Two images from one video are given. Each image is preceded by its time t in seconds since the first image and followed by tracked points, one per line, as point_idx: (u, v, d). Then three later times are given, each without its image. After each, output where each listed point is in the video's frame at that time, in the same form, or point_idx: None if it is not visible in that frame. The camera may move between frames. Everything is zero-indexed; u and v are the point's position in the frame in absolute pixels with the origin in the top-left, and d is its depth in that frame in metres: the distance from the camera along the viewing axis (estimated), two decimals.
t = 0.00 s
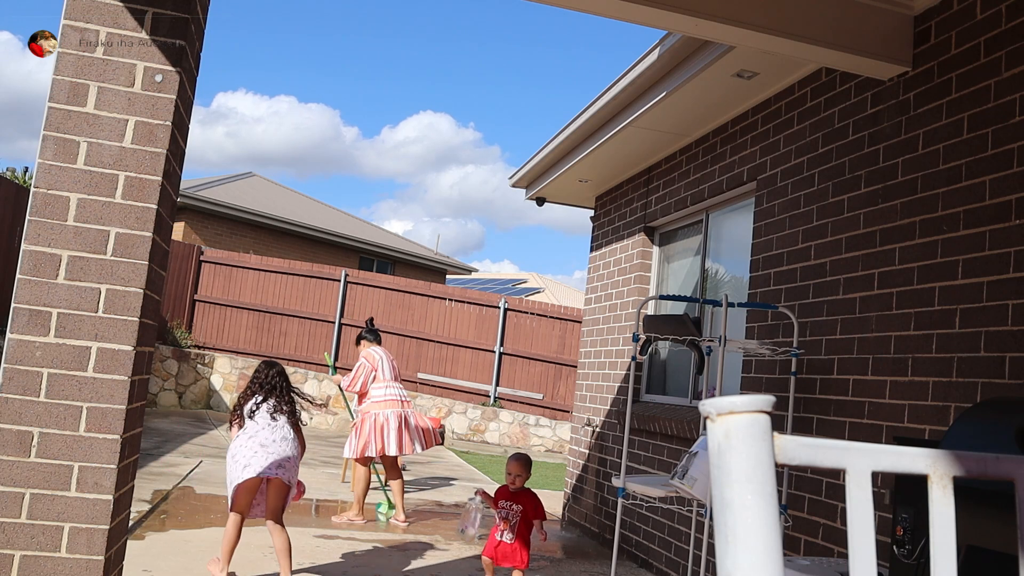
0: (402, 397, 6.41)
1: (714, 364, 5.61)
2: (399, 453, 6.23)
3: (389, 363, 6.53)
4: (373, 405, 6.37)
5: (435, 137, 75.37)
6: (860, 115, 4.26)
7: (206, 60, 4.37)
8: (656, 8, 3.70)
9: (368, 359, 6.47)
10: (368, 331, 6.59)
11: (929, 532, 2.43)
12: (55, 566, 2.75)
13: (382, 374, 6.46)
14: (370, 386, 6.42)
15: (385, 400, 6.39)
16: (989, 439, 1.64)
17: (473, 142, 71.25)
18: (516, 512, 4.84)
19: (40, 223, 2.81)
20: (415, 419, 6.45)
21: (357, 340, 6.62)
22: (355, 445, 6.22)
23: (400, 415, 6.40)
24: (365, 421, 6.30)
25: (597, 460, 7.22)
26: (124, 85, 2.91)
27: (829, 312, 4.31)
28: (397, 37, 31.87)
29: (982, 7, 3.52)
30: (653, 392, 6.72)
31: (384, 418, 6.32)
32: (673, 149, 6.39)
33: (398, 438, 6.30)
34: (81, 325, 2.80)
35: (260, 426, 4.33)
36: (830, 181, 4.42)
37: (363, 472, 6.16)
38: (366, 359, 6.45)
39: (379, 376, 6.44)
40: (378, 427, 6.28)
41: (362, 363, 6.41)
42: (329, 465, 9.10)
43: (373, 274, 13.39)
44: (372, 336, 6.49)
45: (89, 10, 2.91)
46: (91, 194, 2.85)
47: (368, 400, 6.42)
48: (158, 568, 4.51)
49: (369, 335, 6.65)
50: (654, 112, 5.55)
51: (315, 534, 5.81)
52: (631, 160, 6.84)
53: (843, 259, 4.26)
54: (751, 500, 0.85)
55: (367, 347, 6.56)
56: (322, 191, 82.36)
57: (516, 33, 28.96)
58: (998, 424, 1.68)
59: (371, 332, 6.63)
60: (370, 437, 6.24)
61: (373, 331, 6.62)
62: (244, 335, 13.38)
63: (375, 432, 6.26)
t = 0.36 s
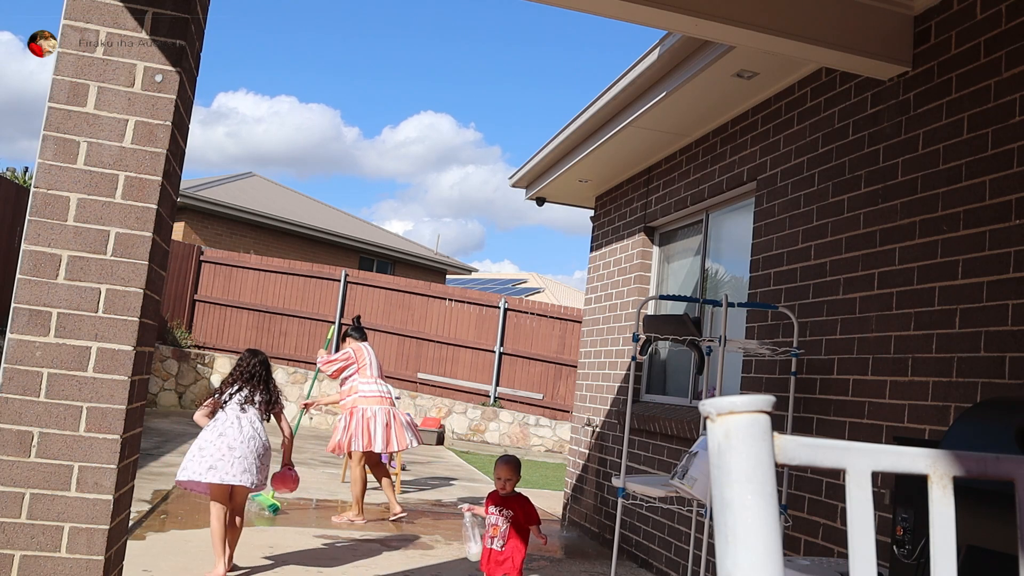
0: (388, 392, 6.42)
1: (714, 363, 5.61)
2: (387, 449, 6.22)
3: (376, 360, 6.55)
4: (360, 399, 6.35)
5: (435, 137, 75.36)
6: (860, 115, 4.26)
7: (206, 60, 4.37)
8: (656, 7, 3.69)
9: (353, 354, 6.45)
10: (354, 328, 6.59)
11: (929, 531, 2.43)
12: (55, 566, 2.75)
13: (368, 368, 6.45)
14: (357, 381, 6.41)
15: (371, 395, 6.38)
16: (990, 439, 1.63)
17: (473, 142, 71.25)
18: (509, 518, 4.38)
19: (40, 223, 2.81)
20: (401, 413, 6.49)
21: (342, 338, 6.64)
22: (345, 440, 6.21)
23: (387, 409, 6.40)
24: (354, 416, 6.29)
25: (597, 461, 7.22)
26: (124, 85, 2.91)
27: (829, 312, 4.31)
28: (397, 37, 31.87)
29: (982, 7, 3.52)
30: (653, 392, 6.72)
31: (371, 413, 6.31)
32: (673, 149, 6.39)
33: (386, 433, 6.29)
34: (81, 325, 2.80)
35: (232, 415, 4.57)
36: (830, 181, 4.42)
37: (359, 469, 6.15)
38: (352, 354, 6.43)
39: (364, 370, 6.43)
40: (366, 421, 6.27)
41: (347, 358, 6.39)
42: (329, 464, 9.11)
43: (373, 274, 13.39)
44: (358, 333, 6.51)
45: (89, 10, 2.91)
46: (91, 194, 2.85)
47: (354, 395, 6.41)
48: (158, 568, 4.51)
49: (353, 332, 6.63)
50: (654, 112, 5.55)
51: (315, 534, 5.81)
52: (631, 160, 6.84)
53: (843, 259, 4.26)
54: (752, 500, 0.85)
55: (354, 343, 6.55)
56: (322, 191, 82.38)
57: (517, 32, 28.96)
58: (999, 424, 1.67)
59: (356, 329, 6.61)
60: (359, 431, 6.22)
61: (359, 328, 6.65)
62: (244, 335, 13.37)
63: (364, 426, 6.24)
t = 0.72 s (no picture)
0: (377, 391, 6.42)
1: (714, 364, 5.61)
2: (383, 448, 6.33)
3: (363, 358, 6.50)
4: (351, 400, 6.36)
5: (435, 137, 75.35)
6: (860, 115, 4.25)
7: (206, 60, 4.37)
8: (655, 8, 3.70)
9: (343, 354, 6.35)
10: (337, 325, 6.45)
11: (929, 532, 2.43)
12: (55, 566, 2.75)
13: (357, 368, 6.42)
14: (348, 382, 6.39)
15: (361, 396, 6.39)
16: (989, 438, 1.64)
17: (473, 142, 71.25)
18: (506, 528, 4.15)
19: (40, 223, 2.81)
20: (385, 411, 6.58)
21: (324, 334, 6.48)
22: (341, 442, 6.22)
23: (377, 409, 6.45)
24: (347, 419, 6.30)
25: (597, 461, 7.22)
26: (124, 85, 2.91)
27: (829, 312, 4.31)
28: (397, 37, 31.87)
29: (982, 7, 3.52)
30: (653, 391, 6.72)
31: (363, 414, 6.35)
32: (673, 150, 6.39)
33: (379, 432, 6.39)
34: (81, 324, 2.80)
35: (224, 413, 4.82)
36: (830, 181, 4.42)
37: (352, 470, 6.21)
38: (343, 355, 6.32)
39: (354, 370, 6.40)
40: (359, 423, 6.32)
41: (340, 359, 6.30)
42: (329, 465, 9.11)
43: (373, 274, 13.40)
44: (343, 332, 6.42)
45: (89, 10, 2.91)
46: (91, 194, 2.85)
47: (343, 395, 6.39)
48: (158, 568, 4.51)
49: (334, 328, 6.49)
50: (654, 112, 5.55)
51: (315, 534, 5.82)
52: (631, 160, 6.84)
53: (843, 259, 4.26)
54: (752, 499, 0.85)
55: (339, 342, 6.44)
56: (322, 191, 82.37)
57: (517, 33, 28.96)
58: (999, 424, 1.68)
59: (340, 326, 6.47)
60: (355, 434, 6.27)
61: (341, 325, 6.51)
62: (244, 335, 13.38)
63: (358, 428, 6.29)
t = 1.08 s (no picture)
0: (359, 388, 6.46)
1: (714, 364, 5.61)
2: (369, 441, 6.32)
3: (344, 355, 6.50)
4: (335, 396, 6.36)
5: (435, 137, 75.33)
6: (860, 115, 4.25)
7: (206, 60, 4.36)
8: (655, 7, 3.69)
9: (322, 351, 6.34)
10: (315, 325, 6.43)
11: (928, 531, 2.43)
12: (55, 566, 2.74)
13: (338, 365, 6.43)
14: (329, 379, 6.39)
15: (343, 392, 6.39)
16: (988, 439, 1.64)
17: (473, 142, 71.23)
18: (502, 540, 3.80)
19: (40, 223, 2.81)
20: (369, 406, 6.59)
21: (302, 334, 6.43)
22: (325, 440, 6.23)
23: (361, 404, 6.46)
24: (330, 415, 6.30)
25: (597, 461, 7.22)
26: (124, 85, 2.91)
27: (829, 312, 4.31)
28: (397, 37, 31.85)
29: (982, 7, 3.52)
30: (653, 392, 6.72)
31: (346, 410, 6.36)
32: (673, 150, 6.39)
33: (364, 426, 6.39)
34: (81, 325, 2.80)
35: (224, 412, 5.14)
36: (830, 181, 4.42)
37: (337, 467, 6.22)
38: (323, 352, 6.32)
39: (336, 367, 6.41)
40: (343, 418, 6.33)
41: (320, 356, 6.29)
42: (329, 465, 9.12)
43: (373, 274, 13.40)
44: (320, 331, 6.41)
45: (88, 10, 2.91)
46: (91, 194, 2.85)
47: (325, 392, 6.39)
48: (158, 568, 4.51)
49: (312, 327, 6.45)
50: (653, 113, 5.55)
51: (315, 534, 5.82)
52: (631, 160, 6.84)
53: (843, 259, 4.26)
54: (751, 499, 0.85)
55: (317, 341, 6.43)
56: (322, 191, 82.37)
57: (517, 33, 28.94)
58: (999, 425, 1.68)
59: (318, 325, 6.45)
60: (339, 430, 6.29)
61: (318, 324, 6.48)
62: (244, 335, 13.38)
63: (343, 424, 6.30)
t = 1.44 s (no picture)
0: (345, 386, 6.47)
1: (714, 363, 5.61)
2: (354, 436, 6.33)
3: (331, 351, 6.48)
4: (322, 393, 6.35)
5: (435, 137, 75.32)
6: (860, 115, 4.25)
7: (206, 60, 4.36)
8: (655, 7, 3.69)
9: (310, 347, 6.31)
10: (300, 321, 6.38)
11: (929, 532, 2.43)
12: (55, 566, 2.74)
13: (326, 361, 6.41)
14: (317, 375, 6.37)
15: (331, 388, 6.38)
16: (987, 439, 1.64)
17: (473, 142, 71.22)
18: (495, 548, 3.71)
19: (40, 223, 2.81)
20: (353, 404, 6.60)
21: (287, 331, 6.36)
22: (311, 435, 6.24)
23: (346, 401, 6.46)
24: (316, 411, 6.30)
25: (597, 461, 7.22)
26: (124, 85, 2.91)
27: (829, 312, 4.31)
28: (397, 38, 31.85)
29: (982, 7, 3.52)
30: (653, 392, 6.72)
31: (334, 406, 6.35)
32: (673, 149, 6.39)
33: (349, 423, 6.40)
34: (81, 325, 2.80)
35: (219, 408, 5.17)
36: (830, 181, 4.42)
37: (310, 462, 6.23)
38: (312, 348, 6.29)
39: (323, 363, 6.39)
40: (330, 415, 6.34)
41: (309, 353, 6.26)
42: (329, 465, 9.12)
43: (373, 274, 13.39)
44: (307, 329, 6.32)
45: (88, 10, 2.91)
46: (91, 194, 2.85)
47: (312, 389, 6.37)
48: (158, 568, 4.51)
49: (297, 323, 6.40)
50: (653, 112, 5.55)
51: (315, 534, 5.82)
52: (631, 160, 6.84)
53: (843, 259, 4.26)
54: (751, 499, 0.85)
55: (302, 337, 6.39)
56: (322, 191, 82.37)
57: (517, 33, 28.94)
58: (998, 424, 1.68)
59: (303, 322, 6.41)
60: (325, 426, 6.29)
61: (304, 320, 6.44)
62: (244, 335, 13.38)
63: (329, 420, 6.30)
